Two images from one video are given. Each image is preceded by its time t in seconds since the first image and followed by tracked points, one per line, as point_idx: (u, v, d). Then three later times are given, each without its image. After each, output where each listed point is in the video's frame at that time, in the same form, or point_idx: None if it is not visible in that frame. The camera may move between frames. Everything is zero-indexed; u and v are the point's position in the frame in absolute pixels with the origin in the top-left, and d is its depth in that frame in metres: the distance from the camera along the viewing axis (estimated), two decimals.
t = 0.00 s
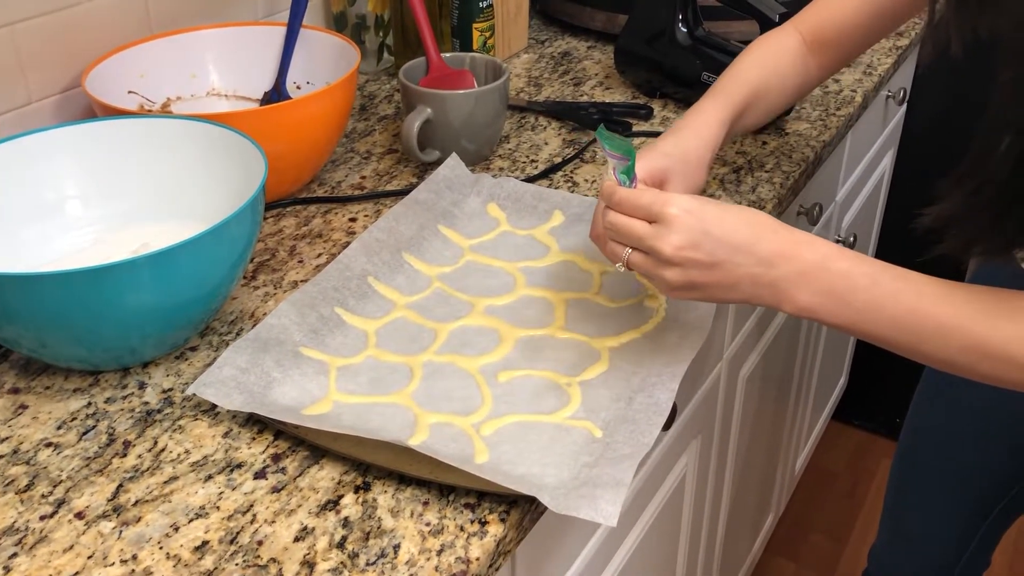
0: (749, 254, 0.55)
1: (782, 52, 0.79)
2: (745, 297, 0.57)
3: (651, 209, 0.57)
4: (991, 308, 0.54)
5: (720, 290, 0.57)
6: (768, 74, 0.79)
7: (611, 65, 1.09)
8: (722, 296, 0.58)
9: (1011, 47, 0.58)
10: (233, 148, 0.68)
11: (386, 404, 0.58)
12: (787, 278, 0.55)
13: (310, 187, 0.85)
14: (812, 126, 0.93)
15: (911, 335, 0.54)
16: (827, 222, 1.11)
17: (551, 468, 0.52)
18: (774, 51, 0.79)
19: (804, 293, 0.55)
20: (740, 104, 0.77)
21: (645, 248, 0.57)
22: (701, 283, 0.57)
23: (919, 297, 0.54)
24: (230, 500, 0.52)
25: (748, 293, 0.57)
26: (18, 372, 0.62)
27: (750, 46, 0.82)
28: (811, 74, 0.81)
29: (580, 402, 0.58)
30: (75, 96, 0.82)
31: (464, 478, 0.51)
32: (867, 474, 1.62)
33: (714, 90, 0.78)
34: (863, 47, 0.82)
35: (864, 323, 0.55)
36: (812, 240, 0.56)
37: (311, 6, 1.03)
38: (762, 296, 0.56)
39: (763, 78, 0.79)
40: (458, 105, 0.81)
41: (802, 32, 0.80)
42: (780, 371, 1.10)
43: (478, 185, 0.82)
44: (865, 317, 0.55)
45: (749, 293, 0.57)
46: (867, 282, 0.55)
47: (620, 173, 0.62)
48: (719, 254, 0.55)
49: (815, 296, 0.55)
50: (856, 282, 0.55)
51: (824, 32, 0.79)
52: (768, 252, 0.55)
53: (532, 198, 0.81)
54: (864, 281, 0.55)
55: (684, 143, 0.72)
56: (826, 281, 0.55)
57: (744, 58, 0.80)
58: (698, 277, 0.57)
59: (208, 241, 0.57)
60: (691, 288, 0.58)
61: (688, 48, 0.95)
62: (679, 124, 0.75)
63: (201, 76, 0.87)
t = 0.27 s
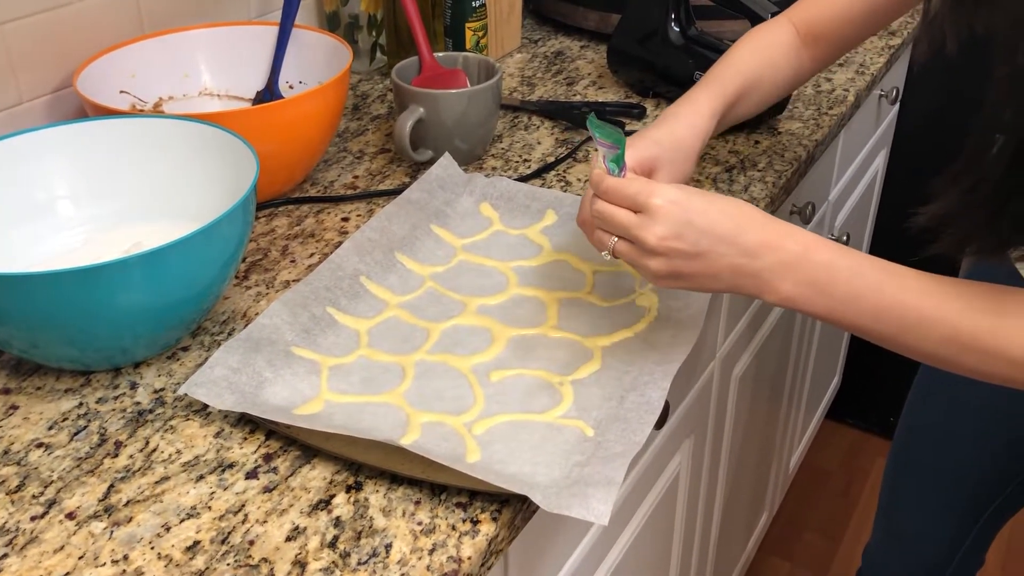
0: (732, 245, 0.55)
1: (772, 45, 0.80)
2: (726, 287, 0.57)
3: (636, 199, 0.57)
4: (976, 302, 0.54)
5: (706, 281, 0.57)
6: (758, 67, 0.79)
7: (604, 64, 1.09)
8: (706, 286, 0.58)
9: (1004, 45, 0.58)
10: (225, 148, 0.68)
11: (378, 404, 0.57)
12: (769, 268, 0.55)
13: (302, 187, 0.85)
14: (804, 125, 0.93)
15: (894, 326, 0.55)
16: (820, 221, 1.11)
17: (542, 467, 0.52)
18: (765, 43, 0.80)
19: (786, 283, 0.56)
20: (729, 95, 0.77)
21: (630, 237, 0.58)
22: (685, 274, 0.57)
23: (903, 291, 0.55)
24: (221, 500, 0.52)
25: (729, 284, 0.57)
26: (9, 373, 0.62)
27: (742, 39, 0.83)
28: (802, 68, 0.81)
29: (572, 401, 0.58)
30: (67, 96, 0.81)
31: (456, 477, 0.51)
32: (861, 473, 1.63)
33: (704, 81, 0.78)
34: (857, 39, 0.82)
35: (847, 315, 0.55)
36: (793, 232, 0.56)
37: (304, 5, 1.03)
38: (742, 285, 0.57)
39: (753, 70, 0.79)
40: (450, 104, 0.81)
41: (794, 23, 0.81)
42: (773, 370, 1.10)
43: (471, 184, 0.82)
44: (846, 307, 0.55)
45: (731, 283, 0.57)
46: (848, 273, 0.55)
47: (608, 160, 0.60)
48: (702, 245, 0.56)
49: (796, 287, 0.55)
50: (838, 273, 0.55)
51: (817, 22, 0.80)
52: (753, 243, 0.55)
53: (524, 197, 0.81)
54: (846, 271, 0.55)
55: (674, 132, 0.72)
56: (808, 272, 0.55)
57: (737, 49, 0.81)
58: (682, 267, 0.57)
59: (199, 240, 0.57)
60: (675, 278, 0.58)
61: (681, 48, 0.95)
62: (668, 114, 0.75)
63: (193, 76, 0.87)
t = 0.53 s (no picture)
0: (720, 226, 0.55)
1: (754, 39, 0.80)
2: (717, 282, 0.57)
3: (621, 174, 0.56)
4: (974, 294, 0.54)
5: (693, 260, 0.57)
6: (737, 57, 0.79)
7: (598, 64, 1.09)
8: (694, 265, 0.58)
9: (997, 46, 0.58)
10: (218, 148, 0.68)
11: (371, 404, 0.58)
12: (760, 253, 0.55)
13: (296, 187, 0.85)
14: (797, 125, 0.94)
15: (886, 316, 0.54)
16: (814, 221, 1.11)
17: (535, 467, 0.52)
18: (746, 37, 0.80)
19: (777, 268, 0.55)
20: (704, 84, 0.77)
21: (616, 215, 0.58)
22: (670, 254, 0.57)
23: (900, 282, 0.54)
24: (214, 500, 0.52)
25: (718, 265, 0.57)
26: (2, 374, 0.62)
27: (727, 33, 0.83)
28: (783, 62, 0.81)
29: (565, 401, 0.58)
30: (61, 97, 0.81)
31: (449, 477, 0.51)
32: (856, 472, 1.63)
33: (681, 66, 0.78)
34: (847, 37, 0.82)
35: (841, 302, 0.55)
36: (791, 211, 0.55)
37: (298, 6, 1.03)
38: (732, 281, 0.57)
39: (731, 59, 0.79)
40: (444, 104, 0.81)
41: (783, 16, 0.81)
42: (767, 369, 1.10)
43: (465, 185, 0.82)
44: (839, 294, 0.55)
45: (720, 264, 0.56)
46: (845, 260, 0.54)
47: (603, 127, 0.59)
48: (689, 226, 0.55)
49: (788, 271, 0.55)
50: (835, 259, 0.54)
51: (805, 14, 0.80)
52: (742, 225, 0.54)
53: (518, 197, 0.81)
54: (844, 259, 0.54)
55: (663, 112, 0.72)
56: (801, 258, 0.54)
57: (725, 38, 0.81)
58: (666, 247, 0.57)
59: (193, 240, 0.57)
60: (662, 257, 0.58)
61: (674, 48, 0.96)
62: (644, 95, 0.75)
63: (187, 77, 0.87)
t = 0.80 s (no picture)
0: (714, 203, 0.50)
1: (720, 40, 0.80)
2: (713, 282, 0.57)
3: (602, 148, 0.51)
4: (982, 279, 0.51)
5: (681, 242, 0.52)
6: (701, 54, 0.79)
7: (596, 65, 1.09)
8: (684, 249, 0.53)
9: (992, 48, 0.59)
10: (216, 149, 0.68)
11: (368, 404, 0.58)
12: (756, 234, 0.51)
13: (294, 187, 0.85)
14: (794, 125, 0.94)
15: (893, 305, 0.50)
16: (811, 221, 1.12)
17: (533, 467, 0.52)
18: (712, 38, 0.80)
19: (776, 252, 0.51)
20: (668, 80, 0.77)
21: (596, 194, 0.52)
22: (660, 235, 0.52)
23: (906, 265, 0.50)
24: (212, 499, 0.52)
25: (712, 248, 0.52)
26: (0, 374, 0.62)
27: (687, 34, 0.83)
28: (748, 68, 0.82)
29: (562, 401, 0.59)
30: (59, 97, 0.81)
31: (446, 476, 0.51)
32: (854, 471, 1.64)
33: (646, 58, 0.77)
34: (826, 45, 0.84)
35: (844, 290, 0.51)
36: (792, 187, 0.51)
37: (296, 6, 1.03)
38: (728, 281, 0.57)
39: (695, 57, 0.78)
40: (441, 105, 0.82)
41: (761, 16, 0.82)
42: (765, 369, 1.10)
43: (462, 185, 0.82)
44: (841, 281, 0.51)
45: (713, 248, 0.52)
46: (851, 247, 0.50)
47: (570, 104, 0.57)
48: (681, 202, 0.50)
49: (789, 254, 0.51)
50: (840, 243, 0.50)
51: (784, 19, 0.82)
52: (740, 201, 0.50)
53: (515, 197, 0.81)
54: (850, 243, 0.50)
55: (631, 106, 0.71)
56: (804, 240, 0.50)
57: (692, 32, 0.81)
58: (656, 228, 0.52)
59: (191, 240, 0.57)
60: (648, 241, 0.53)
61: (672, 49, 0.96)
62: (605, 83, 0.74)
63: (185, 77, 0.87)
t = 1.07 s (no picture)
0: (723, 290, 0.50)
1: (721, 73, 0.76)
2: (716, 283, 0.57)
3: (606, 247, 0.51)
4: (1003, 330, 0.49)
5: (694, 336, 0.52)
6: (702, 98, 0.75)
7: (598, 65, 1.09)
8: (697, 342, 0.52)
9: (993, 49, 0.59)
10: (218, 150, 0.68)
11: (370, 404, 0.58)
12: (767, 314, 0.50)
13: (297, 188, 0.85)
14: (796, 125, 0.94)
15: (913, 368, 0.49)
16: (813, 220, 1.12)
17: (535, 467, 0.52)
18: (712, 73, 0.76)
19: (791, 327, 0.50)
20: (672, 129, 0.74)
21: (605, 291, 0.52)
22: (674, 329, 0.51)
23: (920, 325, 0.49)
24: (215, 499, 0.52)
25: (726, 336, 0.51)
26: (4, 373, 0.62)
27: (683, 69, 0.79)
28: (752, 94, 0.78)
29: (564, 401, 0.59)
30: (62, 98, 0.82)
31: (449, 476, 0.51)
32: (856, 471, 1.63)
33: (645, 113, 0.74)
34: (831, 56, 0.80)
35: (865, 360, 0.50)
36: (795, 266, 0.51)
37: (298, 6, 1.03)
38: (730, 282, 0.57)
39: (696, 102, 0.75)
40: (443, 106, 0.82)
41: (755, 41, 0.77)
42: (767, 369, 1.10)
43: (464, 185, 0.82)
44: (862, 351, 0.50)
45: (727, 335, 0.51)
46: (860, 314, 0.49)
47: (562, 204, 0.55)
48: (692, 292, 0.50)
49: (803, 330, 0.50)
50: (849, 311, 0.49)
51: (780, 43, 0.77)
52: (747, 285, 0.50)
53: (517, 197, 0.81)
54: (859, 311, 0.49)
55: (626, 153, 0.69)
56: (815, 316, 0.50)
57: (683, 75, 0.77)
58: (669, 322, 0.51)
59: (192, 242, 0.57)
60: (664, 335, 0.52)
61: (674, 49, 0.97)
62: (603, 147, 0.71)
63: (187, 77, 0.87)
